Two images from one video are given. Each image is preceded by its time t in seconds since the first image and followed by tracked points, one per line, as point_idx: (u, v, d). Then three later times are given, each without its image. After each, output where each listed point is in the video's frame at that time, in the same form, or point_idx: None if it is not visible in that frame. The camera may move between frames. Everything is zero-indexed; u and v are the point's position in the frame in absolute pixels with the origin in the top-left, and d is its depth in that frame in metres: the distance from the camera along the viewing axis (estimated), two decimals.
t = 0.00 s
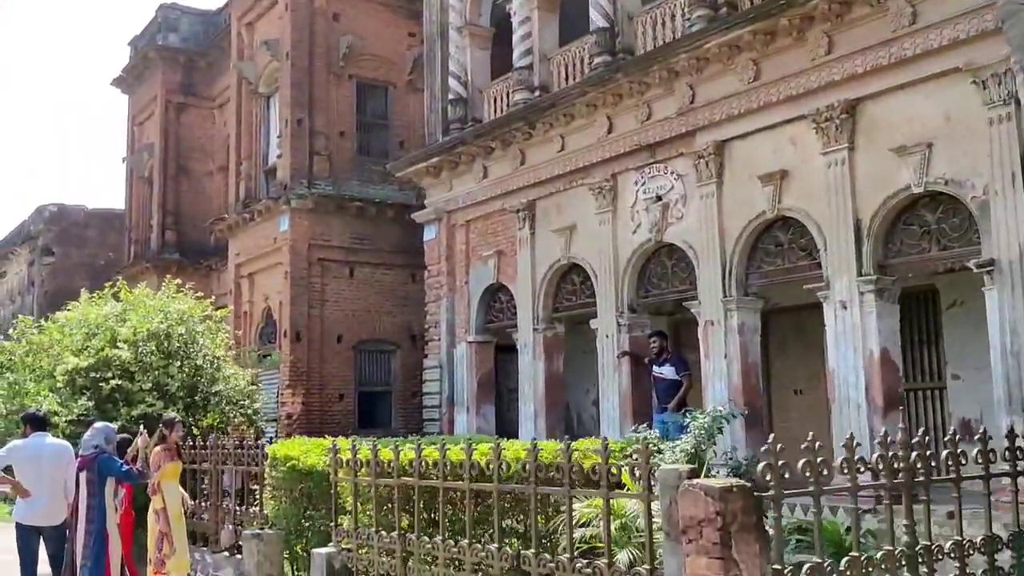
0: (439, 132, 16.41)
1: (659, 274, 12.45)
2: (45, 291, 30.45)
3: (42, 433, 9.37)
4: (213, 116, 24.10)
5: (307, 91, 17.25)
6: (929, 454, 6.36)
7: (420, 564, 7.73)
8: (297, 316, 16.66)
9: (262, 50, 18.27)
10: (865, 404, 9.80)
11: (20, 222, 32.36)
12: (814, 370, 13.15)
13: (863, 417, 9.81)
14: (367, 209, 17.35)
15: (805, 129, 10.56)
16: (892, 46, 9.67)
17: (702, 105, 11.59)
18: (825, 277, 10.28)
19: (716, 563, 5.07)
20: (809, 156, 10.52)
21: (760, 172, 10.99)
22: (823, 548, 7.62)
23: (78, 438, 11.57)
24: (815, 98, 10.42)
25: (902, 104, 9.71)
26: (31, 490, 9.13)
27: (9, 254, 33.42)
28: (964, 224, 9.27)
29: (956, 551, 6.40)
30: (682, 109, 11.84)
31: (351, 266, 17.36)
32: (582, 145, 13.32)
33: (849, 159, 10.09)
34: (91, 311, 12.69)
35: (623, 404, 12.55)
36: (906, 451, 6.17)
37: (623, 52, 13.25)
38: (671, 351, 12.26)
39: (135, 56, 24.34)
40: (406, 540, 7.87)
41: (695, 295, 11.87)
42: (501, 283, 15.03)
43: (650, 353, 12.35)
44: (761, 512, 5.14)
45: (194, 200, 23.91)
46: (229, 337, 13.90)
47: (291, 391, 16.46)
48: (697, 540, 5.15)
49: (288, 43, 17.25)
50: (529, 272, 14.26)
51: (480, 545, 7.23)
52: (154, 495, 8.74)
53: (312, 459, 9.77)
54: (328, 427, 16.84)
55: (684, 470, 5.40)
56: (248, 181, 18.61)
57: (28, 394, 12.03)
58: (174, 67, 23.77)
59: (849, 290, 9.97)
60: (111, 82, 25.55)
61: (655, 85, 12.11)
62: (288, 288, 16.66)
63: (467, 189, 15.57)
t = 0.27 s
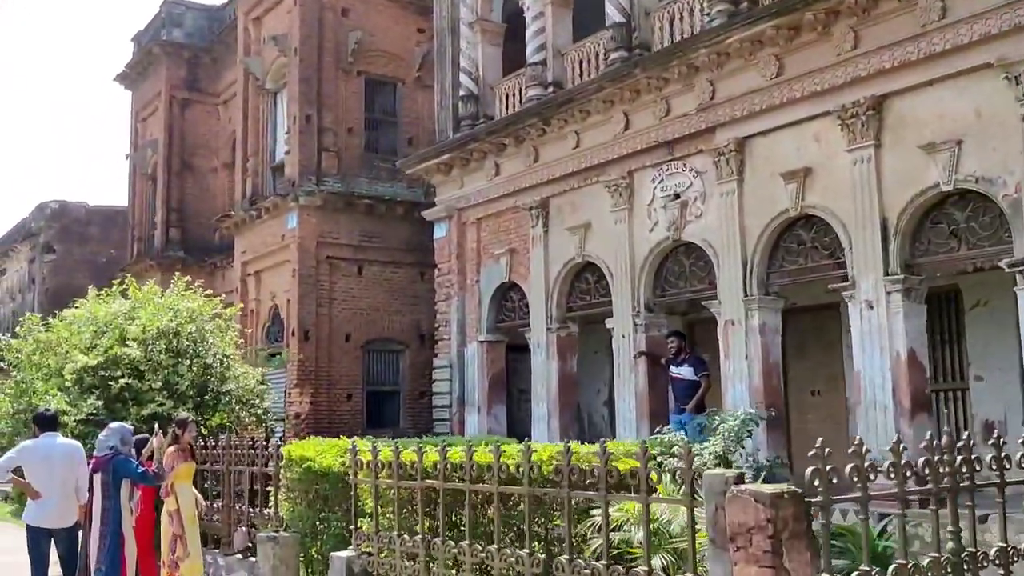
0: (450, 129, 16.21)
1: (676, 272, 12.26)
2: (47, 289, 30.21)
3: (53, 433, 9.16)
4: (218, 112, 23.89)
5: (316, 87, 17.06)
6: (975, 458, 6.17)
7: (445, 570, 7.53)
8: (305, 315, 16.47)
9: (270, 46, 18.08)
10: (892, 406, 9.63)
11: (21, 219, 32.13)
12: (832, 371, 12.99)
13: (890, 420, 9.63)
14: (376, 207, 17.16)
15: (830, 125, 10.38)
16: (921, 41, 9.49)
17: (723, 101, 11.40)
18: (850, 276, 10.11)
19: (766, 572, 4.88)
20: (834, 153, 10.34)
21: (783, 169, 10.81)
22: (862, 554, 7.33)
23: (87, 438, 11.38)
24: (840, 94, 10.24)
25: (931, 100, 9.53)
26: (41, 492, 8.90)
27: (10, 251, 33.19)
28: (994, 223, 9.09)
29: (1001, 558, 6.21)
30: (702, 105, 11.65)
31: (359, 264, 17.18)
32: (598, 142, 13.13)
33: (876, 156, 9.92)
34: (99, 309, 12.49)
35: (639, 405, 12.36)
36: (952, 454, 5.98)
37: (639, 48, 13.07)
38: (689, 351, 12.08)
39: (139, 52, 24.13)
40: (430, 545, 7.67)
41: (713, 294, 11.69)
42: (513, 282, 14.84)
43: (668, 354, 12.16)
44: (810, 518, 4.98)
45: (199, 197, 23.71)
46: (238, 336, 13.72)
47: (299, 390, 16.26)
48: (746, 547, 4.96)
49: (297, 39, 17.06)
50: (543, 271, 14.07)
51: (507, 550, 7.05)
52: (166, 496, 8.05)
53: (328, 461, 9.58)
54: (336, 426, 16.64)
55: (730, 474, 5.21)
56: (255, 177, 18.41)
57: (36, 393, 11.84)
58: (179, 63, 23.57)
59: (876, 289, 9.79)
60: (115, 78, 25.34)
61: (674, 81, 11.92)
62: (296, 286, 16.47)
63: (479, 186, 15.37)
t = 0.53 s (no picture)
0: (462, 128, 16.03)
1: (695, 273, 12.07)
2: (49, 290, 29.99)
3: (64, 435, 8.92)
4: (224, 112, 23.70)
5: (326, 86, 16.89)
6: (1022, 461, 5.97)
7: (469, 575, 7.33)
8: (314, 316, 16.27)
9: (279, 44, 17.90)
10: (921, 409, 9.45)
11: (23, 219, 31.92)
12: (852, 374, 12.80)
13: (918, 423, 9.45)
14: (386, 207, 16.97)
15: (856, 123, 10.20)
16: (951, 37, 9.30)
17: (744, 99, 11.21)
18: (876, 276, 9.92)
19: None
20: (860, 152, 10.15)
21: (807, 168, 10.63)
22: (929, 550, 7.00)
23: (97, 440, 11.18)
24: (866, 92, 10.06)
25: (961, 97, 9.35)
26: (52, 494, 8.67)
27: (13, 252, 33.01)
28: None
29: None
30: (722, 103, 11.45)
31: (369, 264, 17.00)
32: (614, 141, 12.94)
33: (903, 154, 9.73)
34: (108, 309, 12.28)
35: (657, 407, 12.16)
36: (1001, 458, 5.77)
37: (656, 45, 12.89)
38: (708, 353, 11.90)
39: (145, 51, 23.96)
40: (454, 550, 7.48)
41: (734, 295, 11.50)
42: (527, 282, 14.64)
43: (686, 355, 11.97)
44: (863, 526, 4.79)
45: (204, 198, 23.52)
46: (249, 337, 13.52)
47: (309, 391, 16.06)
48: (798, 555, 4.78)
49: (306, 37, 16.89)
50: (557, 271, 13.87)
51: (536, 556, 6.85)
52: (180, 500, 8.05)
53: (344, 464, 9.37)
54: (346, 429, 16.43)
55: (778, 480, 5.02)
56: (263, 177, 18.23)
57: (45, 395, 11.64)
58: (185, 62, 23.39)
59: (903, 290, 9.60)
60: (120, 78, 25.17)
61: (693, 79, 11.73)
62: (306, 287, 16.28)
63: (491, 186, 15.18)
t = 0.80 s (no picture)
0: (472, 129, 15.82)
1: (713, 277, 11.86)
2: (49, 293, 29.74)
3: (72, 440, 8.70)
4: (228, 114, 23.48)
5: (334, 87, 16.69)
6: None
7: None
8: (321, 319, 16.02)
9: (287, 44, 17.71)
10: (949, 417, 9.21)
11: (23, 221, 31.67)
12: (870, 381, 12.59)
13: (947, 432, 9.22)
14: (394, 209, 16.75)
15: (881, 125, 10.00)
16: (982, 37, 9.10)
17: (765, 100, 11.01)
18: (903, 281, 9.70)
19: None
20: (885, 154, 9.95)
21: (830, 170, 10.43)
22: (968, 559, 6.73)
23: (103, 445, 10.94)
24: (893, 92, 9.86)
25: (992, 98, 9.16)
26: (57, 502, 8.43)
27: (12, 254, 32.78)
28: None
29: None
30: (742, 104, 11.24)
31: (376, 267, 16.78)
32: (630, 142, 12.74)
33: (931, 156, 9.53)
34: (115, 311, 12.05)
35: (674, 414, 11.92)
36: None
37: (672, 46, 12.65)
38: (726, 359, 11.67)
39: (148, 51, 23.78)
40: (477, 562, 7.24)
41: (754, 300, 11.29)
42: (538, 286, 14.41)
43: (704, 361, 11.75)
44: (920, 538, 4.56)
45: (207, 200, 23.27)
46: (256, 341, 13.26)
47: (315, 396, 15.80)
48: (854, 570, 4.56)
49: (315, 37, 16.70)
50: (570, 275, 13.64)
51: (564, 569, 6.60)
52: (190, 509, 7.95)
53: (359, 471, 9.14)
54: (352, 435, 16.17)
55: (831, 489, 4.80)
56: (269, 178, 18.00)
57: (50, 399, 11.40)
58: (189, 63, 23.19)
59: (932, 295, 9.38)
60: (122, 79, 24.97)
61: (713, 79, 11.52)
62: (313, 290, 16.05)
63: (502, 188, 14.96)
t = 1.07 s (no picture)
0: (478, 134, 15.64)
1: (726, 284, 11.67)
2: (44, 299, 29.44)
3: (75, 449, 8.47)
4: (227, 118, 23.25)
5: (337, 91, 16.51)
6: None
7: None
8: (323, 326, 15.74)
9: (289, 48, 17.54)
10: (971, 428, 9.03)
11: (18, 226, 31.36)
12: (882, 390, 12.43)
13: (969, 442, 9.04)
14: (397, 215, 16.55)
15: (900, 130, 9.85)
16: (1005, 40, 8.94)
17: (780, 105, 10.84)
18: (923, 289, 9.53)
19: None
20: (905, 159, 9.79)
21: (848, 176, 10.27)
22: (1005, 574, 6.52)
23: (105, 454, 10.70)
24: (913, 97, 9.70)
25: (1015, 103, 9.00)
26: (59, 511, 8.19)
27: (6, 260, 32.48)
28: None
29: None
30: (757, 109, 11.07)
31: (379, 274, 16.55)
32: (640, 148, 12.56)
33: (952, 162, 9.37)
34: (115, 316, 11.81)
35: (686, 423, 11.71)
36: None
37: (683, 50, 12.47)
38: (739, 368, 11.49)
39: (146, 55, 23.58)
40: None
41: (769, 308, 11.11)
42: (545, 293, 14.22)
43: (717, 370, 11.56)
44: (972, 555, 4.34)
45: (206, 205, 23.03)
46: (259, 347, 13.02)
47: (316, 404, 15.52)
48: None
49: (318, 40, 16.52)
50: (578, 282, 13.44)
51: None
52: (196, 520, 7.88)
53: (370, 482, 8.90)
54: (353, 444, 15.89)
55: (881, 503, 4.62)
56: (270, 183, 17.79)
57: (50, 406, 11.16)
58: (188, 67, 22.99)
59: (953, 303, 9.22)
60: (120, 83, 24.75)
61: (726, 83, 11.35)
62: (314, 296, 15.81)
63: (509, 193, 14.79)
